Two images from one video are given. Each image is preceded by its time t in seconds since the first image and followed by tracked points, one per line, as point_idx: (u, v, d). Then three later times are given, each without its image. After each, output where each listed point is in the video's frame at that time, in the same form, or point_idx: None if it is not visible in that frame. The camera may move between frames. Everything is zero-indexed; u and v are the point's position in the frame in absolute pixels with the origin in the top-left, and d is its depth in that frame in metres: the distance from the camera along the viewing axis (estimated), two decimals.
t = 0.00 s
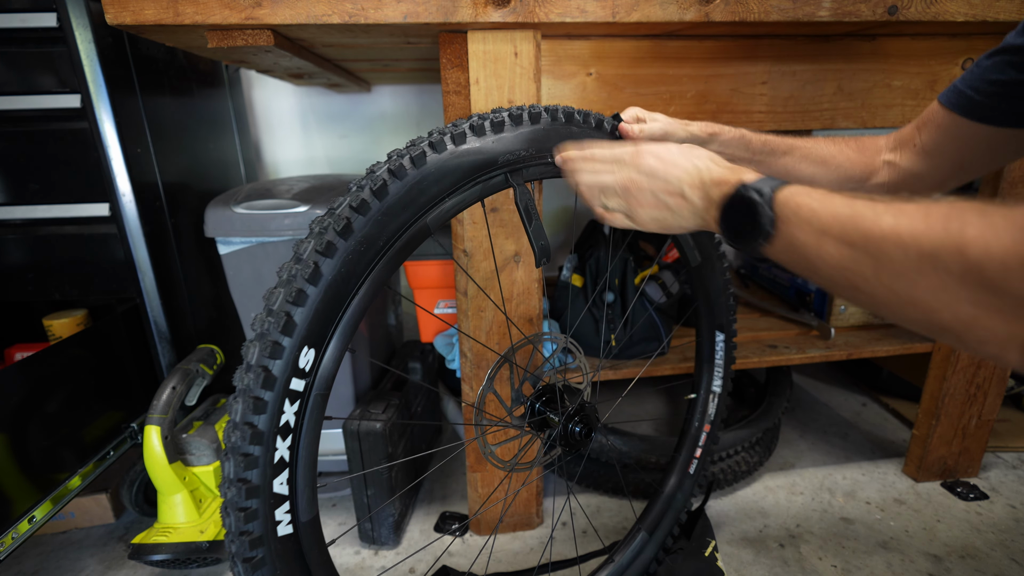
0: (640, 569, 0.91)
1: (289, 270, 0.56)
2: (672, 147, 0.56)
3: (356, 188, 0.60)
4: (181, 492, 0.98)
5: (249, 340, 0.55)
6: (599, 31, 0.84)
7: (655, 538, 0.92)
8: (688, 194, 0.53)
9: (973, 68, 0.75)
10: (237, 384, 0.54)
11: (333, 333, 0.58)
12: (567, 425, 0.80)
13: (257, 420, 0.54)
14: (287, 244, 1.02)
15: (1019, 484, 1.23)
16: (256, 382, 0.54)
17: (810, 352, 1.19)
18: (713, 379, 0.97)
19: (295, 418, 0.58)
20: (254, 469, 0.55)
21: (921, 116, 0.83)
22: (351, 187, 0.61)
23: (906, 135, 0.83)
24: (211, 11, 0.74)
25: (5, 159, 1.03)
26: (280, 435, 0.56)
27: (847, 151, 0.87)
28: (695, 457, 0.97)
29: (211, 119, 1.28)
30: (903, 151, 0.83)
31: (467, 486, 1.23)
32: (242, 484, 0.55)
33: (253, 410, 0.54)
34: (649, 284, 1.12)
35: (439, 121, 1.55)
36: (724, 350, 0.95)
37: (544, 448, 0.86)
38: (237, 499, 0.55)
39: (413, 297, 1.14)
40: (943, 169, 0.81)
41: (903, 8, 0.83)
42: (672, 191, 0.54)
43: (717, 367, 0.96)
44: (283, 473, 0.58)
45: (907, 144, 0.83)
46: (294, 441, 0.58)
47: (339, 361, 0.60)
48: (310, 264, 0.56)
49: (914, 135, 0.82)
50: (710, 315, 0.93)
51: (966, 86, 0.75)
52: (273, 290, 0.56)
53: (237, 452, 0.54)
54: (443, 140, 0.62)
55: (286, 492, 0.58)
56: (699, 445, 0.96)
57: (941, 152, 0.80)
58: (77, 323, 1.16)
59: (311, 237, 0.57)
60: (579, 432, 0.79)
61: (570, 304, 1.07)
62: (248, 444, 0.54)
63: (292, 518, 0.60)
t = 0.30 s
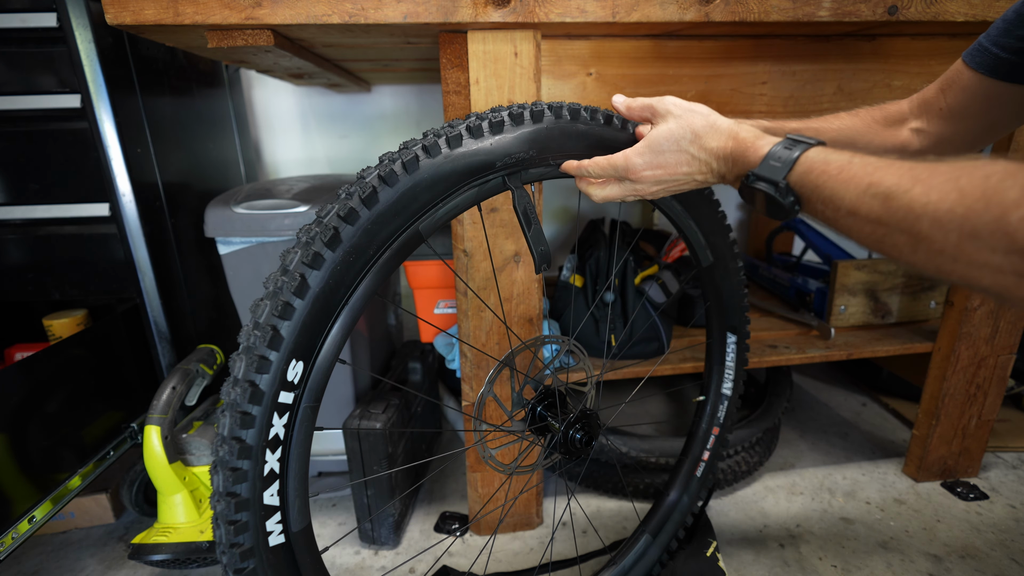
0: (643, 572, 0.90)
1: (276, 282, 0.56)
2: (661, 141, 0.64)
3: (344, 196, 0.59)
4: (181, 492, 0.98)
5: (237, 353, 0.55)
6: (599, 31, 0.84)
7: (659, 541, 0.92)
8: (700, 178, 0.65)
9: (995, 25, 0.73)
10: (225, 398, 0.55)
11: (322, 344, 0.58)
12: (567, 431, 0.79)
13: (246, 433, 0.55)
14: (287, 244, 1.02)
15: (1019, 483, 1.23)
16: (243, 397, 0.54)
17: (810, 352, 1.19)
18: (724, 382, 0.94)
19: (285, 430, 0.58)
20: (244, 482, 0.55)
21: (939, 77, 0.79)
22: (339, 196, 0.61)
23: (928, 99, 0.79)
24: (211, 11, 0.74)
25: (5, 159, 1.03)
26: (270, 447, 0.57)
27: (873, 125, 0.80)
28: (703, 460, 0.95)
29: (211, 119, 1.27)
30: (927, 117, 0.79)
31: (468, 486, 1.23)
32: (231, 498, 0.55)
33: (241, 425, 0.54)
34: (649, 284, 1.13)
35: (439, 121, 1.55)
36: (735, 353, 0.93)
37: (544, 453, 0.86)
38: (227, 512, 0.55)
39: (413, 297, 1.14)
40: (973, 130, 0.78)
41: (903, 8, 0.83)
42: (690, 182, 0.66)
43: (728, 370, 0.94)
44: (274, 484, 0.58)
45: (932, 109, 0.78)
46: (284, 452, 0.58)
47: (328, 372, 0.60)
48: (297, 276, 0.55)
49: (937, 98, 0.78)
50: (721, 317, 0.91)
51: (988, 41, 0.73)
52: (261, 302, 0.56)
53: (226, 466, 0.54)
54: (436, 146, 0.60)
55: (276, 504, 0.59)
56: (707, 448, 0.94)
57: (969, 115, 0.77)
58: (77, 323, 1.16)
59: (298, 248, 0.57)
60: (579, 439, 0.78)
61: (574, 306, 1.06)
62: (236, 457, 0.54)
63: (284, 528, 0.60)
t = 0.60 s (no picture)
0: None
1: (276, 268, 0.56)
2: (631, 151, 0.62)
3: (344, 187, 0.59)
4: (181, 492, 0.98)
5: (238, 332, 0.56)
6: (599, 31, 0.84)
7: (675, 555, 0.91)
8: (678, 187, 0.63)
9: None
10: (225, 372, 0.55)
11: (319, 329, 0.59)
12: (570, 431, 0.78)
13: (242, 409, 0.55)
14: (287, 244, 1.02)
15: (1019, 483, 1.23)
16: (240, 374, 0.54)
17: (810, 352, 1.19)
18: (759, 396, 0.92)
19: (282, 407, 0.58)
20: (241, 453, 0.56)
21: (933, 31, 0.79)
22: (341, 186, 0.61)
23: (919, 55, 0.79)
24: (211, 11, 0.74)
25: (5, 159, 1.03)
26: (266, 422, 0.57)
27: (859, 81, 0.82)
28: (731, 476, 0.93)
29: (210, 119, 1.27)
30: (916, 73, 0.79)
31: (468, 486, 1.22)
32: (229, 466, 0.56)
33: (238, 399, 0.55)
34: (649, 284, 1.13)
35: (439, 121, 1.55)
36: (774, 368, 0.89)
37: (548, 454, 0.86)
38: (222, 480, 0.56)
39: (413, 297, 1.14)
40: (961, 89, 0.79)
41: (903, 8, 0.83)
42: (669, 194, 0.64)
43: (765, 382, 0.91)
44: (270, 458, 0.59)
45: (924, 65, 0.79)
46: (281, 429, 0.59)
47: (326, 356, 0.61)
48: (294, 263, 0.56)
49: (930, 54, 0.78)
50: (759, 329, 0.87)
51: None
52: (261, 286, 0.57)
53: (225, 436, 0.55)
54: (437, 138, 0.60)
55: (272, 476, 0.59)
56: (737, 465, 0.93)
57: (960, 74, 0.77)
58: (77, 323, 1.16)
59: (298, 236, 0.57)
60: (581, 440, 0.78)
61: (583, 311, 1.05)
62: (234, 429, 0.55)
63: (280, 497, 0.60)
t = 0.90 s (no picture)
0: None
1: (258, 291, 0.56)
2: (651, 179, 0.63)
3: (326, 205, 0.59)
4: (181, 492, 0.98)
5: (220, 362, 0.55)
6: (599, 31, 0.84)
7: (670, 551, 0.91)
8: (693, 219, 0.64)
9: None
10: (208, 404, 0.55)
11: (304, 354, 0.58)
12: (567, 440, 0.79)
13: (229, 438, 0.55)
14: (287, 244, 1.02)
15: (1019, 483, 1.23)
16: (223, 404, 0.54)
17: (810, 352, 1.19)
18: (750, 394, 0.92)
19: (269, 436, 0.58)
20: (229, 485, 0.56)
21: (930, 17, 0.78)
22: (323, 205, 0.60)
23: (916, 43, 0.79)
24: (211, 11, 0.74)
25: (5, 158, 1.03)
26: (253, 452, 0.57)
27: (849, 74, 0.83)
28: (724, 471, 0.93)
29: (210, 119, 1.27)
30: (912, 63, 0.80)
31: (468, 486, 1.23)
32: (216, 500, 0.55)
33: (223, 431, 0.54)
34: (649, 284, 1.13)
35: (439, 121, 1.55)
36: (765, 365, 0.90)
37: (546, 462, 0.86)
38: (210, 514, 0.55)
39: (413, 297, 1.14)
40: (956, 77, 0.79)
41: (903, 8, 0.83)
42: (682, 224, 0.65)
43: (756, 380, 0.91)
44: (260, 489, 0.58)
45: (919, 55, 0.79)
46: (270, 458, 0.59)
47: (312, 380, 0.60)
48: (277, 286, 0.55)
49: (925, 43, 0.78)
50: (751, 326, 0.87)
51: None
52: (244, 311, 0.56)
53: (210, 469, 0.55)
54: (422, 153, 0.60)
55: (263, 504, 0.59)
56: (730, 460, 0.93)
57: (954, 62, 0.77)
58: (77, 323, 1.16)
59: (279, 258, 0.57)
60: (579, 450, 0.78)
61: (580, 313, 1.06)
62: (220, 461, 0.55)
63: (271, 527, 0.60)
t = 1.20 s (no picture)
0: None
1: (263, 290, 0.56)
2: (684, 189, 0.62)
3: (332, 203, 0.59)
4: (181, 492, 0.98)
5: (225, 360, 0.55)
6: (599, 31, 0.84)
7: (668, 550, 0.91)
8: (715, 232, 0.65)
9: None
10: (212, 403, 0.55)
11: (310, 353, 0.58)
12: (570, 440, 0.78)
13: (233, 438, 0.55)
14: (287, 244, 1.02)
15: (1019, 483, 1.23)
16: (228, 404, 0.54)
17: (810, 352, 1.19)
18: (746, 391, 0.92)
19: (273, 437, 0.58)
20: (233, 486, 0.56)
21: (931, 9, 0.77)
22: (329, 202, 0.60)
23: (916, 36, 0.79)
24: (211, 11, 0.74)
25: (5, 159, 1.03)
26: (257, 453, 0.57)
27: (846, 67, 0.83)
28: (721, 469, 0.93)
29: (210, 119, 1.27)
30: (911, 55, 0.80)
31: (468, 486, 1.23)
32: (219, 500, 0.55)
33: (227, 431, 0.54)
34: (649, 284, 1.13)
35: (439, 121, 1.55)
36: (761, 363, 0.90)
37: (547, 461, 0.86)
38: (214, 515, 0.56)
39: (413, 298, 1.14)
40: (955, 70, 0.79)
41: (903, 8, 0.84)
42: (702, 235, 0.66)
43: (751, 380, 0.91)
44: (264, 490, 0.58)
45: (918, 47, 0.79)
46: (274, 458, 0.59)
47: (318, 380, 0.60)
48: (282, 284, 0.55)
49: (926, 35, 0.78)
50: (746, 325, 0.87)
51: None
52: (249, 309, 0.56)
53: (213, 470, 0.55)
54: (429, 151, 0.60)
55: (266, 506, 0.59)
56: (726, 457, 0.93)
57: (952, 56, 0.78)
58: (77, 323, 1.16)
59: (285, 256, 0.57)
60: (582, 450, 0.78)
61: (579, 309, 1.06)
62: (223, 462, 0.55)
63: (275, 528, 0.60)
